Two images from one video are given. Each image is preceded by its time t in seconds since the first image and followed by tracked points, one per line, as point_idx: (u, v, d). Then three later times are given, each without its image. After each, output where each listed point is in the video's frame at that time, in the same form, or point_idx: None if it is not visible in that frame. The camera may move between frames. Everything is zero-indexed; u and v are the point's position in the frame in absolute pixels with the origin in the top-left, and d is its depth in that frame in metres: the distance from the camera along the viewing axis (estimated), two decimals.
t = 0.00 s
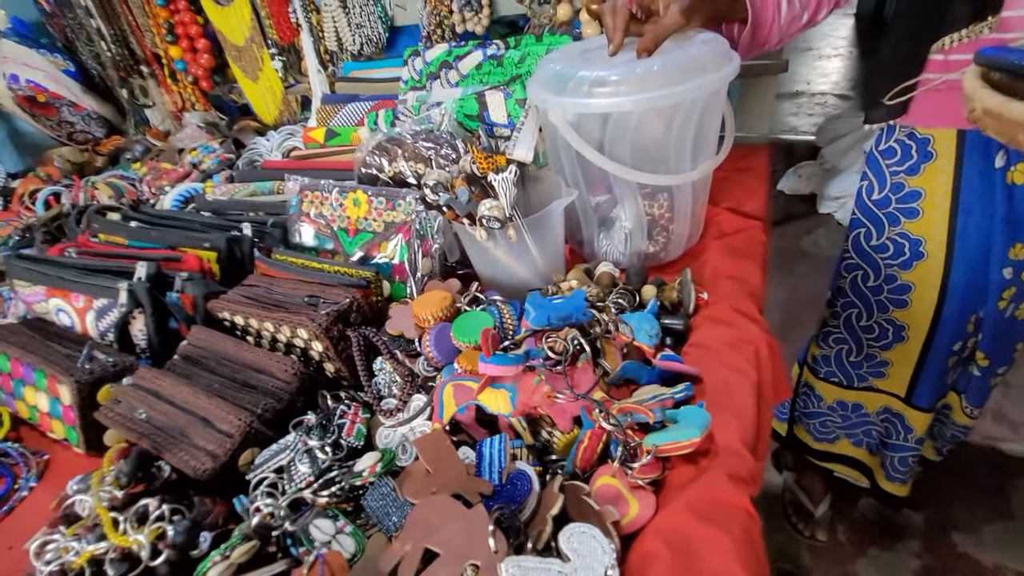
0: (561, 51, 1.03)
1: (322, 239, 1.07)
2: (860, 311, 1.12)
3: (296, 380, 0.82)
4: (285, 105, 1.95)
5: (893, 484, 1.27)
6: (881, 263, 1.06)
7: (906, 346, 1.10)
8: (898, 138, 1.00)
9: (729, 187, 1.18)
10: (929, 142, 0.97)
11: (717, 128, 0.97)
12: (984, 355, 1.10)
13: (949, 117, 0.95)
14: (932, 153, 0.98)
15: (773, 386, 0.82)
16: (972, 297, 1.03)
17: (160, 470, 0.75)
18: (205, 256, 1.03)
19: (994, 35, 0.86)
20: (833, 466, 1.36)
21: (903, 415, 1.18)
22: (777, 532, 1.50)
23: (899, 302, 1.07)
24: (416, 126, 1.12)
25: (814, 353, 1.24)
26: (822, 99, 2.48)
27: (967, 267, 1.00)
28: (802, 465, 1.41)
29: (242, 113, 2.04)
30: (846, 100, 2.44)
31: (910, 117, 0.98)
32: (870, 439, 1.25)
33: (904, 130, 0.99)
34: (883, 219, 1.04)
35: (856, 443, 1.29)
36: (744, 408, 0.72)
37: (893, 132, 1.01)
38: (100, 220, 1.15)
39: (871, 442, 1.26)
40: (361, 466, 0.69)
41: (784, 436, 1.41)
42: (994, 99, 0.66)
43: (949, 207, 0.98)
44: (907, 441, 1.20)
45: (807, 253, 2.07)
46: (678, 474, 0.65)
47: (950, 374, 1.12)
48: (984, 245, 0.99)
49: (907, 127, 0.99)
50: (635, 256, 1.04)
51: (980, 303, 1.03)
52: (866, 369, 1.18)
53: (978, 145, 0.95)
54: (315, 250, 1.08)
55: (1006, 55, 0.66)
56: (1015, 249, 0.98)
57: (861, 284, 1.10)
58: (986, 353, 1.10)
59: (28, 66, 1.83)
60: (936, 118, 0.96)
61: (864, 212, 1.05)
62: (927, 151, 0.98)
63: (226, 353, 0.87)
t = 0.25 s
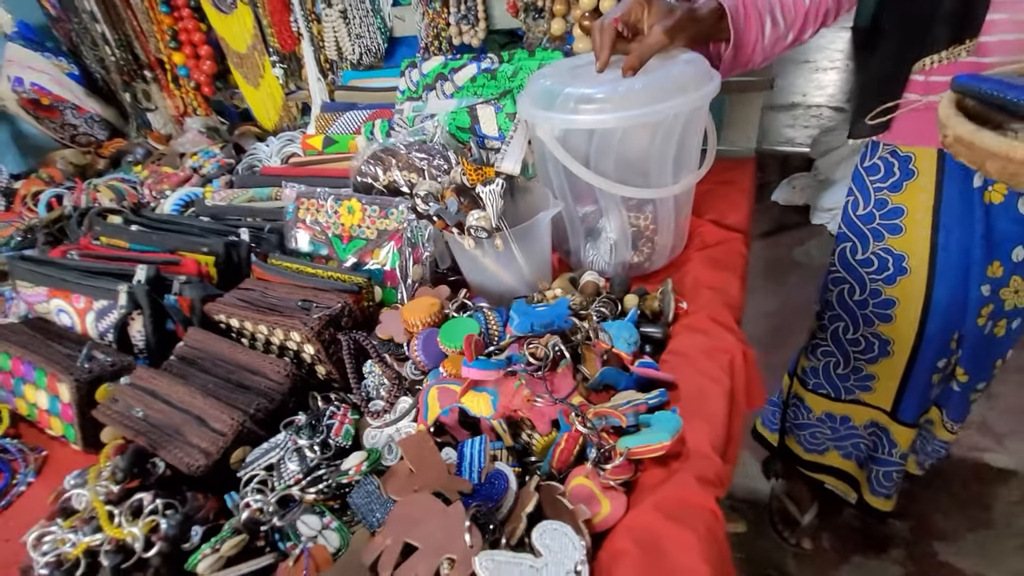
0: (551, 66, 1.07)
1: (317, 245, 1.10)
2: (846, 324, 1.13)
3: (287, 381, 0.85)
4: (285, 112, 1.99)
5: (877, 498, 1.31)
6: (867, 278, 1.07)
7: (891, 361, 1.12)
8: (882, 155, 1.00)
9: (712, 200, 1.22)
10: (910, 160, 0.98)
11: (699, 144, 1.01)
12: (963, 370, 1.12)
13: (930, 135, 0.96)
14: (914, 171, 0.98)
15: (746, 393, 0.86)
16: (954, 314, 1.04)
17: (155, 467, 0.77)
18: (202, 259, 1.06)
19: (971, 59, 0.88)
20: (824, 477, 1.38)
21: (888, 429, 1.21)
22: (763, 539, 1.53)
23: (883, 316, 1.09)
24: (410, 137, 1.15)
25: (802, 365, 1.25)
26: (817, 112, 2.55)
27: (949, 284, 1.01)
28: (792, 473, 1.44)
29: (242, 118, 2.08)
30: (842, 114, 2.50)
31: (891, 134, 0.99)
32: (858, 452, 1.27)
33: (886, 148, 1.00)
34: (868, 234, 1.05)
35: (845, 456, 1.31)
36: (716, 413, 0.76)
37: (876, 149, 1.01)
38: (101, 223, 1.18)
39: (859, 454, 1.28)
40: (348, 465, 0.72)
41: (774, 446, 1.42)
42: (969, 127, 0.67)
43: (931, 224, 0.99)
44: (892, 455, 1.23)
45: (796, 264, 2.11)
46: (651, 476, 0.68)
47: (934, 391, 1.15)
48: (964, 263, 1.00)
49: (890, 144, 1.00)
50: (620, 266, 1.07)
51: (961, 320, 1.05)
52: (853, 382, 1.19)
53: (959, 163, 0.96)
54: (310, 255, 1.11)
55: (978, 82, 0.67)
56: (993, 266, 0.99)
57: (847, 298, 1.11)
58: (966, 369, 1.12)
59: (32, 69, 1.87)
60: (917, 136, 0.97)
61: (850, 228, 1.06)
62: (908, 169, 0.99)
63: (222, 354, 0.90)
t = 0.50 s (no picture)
0: (540, 82, 1.11)
1: (306, 248, 1.13)
2: (828, 343, 1.15)
3: (269, 381, 0.87)
4: (287, 115, 2.03)
5: (853, 525, 1.29)
6: (848, 297, 1.08)
7: (871, 382, 1.11)
8: (865, 175, 1.01)
9: (696, 216, 1.25)
10: (891, 181, 0.98)
11: (680, 163, 1.04)
12: (942, 398, 1.11)
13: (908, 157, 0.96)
14: (894, 193, 0.98)
15: (716, 406, 0.88)
16: (932, 340, 1.02)
17: (135, 459, 0.79)
18: (194, 259, 1.09)
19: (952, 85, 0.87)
20: (809, 500, 1.37)
21: (867, 453, 1.19)
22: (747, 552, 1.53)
23: (863, 336, 1.09)
24: (401, 146, 1.17)
25: (788, 382, 1.27)
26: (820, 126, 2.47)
27: (927, 310, 1.00)
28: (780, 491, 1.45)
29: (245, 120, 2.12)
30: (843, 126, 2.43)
31: (874, 156, 1.00)
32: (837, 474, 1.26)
33: (869, 169, 1.01)
34: (850, 253, 1.06)
35: (829, 478, 1.30)
36: (681, 425, 0.78)
37: (860, 169, 1.02)
38: (100, 221, 1.22)
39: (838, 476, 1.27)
40: (321, 464, 0.74)
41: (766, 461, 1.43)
42: (932, 151, 0.59)
43: (910, 247, 0.98)
44: (869, 481, 1.21)
45: (786, 280, 2.13)
46: (613, 484, 0.70)
47: (913, 419, 1.12)
48: (942, 289, 0.98)
49: (872, 166, 1.00)
50: (601, 278, 1.10)
51: (940, 346, 1.03)
52: (835, 402, 1.19)
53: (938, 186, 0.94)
54: (300, 258, 1.14)
55: (949, 109, 0.62)
56: (971, 293, 0.97)
57: (830, 316, 1.13)
58: (944, 396, 1.11)
59: (43, 66, 1.90)
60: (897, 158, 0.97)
61: (834, 247, 1.08)
62: (889, 191, 0.98)
63: (208, 352, 0.93)
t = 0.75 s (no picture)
0: (560, 93, 1.14)
1: (329, 245, 1.18)
2: (830, 354, 1.18)
3: (289, 369, 0.92)
4: (317, 116, 2.11)
5: (840, 540, 1.30)
6: (852, 310, 1.10)
7: (868, 397, 1.13)
8: (877, 192, 1.02)
9: (711, 227, 1.26)
10: (901, 200, 0.98)
11: (695, 177, 1.06)
12: (946, 422, 1.10)
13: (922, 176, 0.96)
14: (903, 211, 0.99)
15: (721, 414, 0.90)
16: (934, 359, 1.04)
17: (162, 437, 0.84)
18: (224, 251, 1.15)
19: (969, 107, 0.88)
20: (802, 514, 1.39)
21: (858, 468, 1.22)
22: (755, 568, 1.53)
23: (865, 351, 1.11)
24: (424, 150, 1.22)
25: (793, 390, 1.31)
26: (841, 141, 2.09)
27: (929, 329, 1.02)
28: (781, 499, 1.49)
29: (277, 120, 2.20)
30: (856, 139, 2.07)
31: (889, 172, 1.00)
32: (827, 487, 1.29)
33: (881, 185, 1.01)
34: (857, 268, 1.07)
35: (823, 492, 1.32)
36: (684, 431, 0.79)
37: (873, 185, 1.03)
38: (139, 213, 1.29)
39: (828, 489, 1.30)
40: (335, 451, 0.79)
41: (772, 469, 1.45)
42: (936, 176, 0.60)
43: (915, 265, 0.99)
44: (858, 496, 1.23)
45: (807, 296, 2.11)
46: (614, 484, 0.73)
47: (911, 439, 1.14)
48: (946, 309, 0.99)
49: (885, 182, 1.01)
50: (613, 286, 1.12)
51: (943, 367, 1.04)
52: (833, 413, 1.22)
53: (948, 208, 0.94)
54: (323, 255, 1.19)
55: (961, 134, 0.62)
56: (977, 316, 0.98)
57: (833, 328, 1.15)
58: (948, 420, 1.10)
59: (92, 64, 2.00)
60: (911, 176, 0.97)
61: (843, 260, 1.10)
62: (898, 209, 0.99)
63: (235, 341, 0.98)
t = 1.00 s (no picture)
0: (617, 94, 1.16)
1: (387, 233, 1.24)
2: (870, 364, 1.16)
3: (352, 345, 0.97)
4: (373, 113, 2.20)
5: (871, 547, 1.29)
6: (896, 322, 1.09)
7: (909, 408, 1.12)
8: (929, 203, 1.00)
9: (763, 232, 1.26)
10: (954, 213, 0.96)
11: (751, 178, 1.07)
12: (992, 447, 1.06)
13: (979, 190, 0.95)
14: (956, 225, 0.96)
15: (771, 414, 0.90)
16: (981, 377, 1.01)
17: (238, 400, 0.91)
18: (293, 234, 1.23)
19: None
20: (833, 516, 1.38)
21: (896, 477, 1.20)
22: None
23: (908, 364, 1.09)
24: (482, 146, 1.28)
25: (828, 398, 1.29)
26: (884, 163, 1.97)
27: (976, 345, 1.00)
28: (808, 503, 1.49)
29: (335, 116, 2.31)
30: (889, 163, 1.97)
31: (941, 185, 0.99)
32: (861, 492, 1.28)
33: (933, 197, 1.00)
34: (903, 280, 1.05)
35: (856, 496, 1.31)
36: (734, 425, 0.81)
37: (925, 197, 1.01)
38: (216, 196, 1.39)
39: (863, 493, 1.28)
40: (396, 422, 0.85)
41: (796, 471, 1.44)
42: (980, 193, 0.58)
43: (966, 281, 0.97)
44: (892, 505, 1.21)
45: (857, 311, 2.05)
46: (664, 470, 0.75)
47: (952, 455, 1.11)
48: (997, 327, 0.97)
49: (937, 195, 0.99)
50: (663, 284, 1.14)
51: (991, 387, 1.01)
52: (871, 422, 1.20)
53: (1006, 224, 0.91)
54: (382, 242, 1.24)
55: (1011, 151, 0.59)
56: None
57: (876, 338, 1.13)
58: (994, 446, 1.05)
59: (171, 60, 2.17)
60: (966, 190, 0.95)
61: (888, 271, 1.07)
62: (950, 222, 0.97)
63: (302, 316, 1.04)
